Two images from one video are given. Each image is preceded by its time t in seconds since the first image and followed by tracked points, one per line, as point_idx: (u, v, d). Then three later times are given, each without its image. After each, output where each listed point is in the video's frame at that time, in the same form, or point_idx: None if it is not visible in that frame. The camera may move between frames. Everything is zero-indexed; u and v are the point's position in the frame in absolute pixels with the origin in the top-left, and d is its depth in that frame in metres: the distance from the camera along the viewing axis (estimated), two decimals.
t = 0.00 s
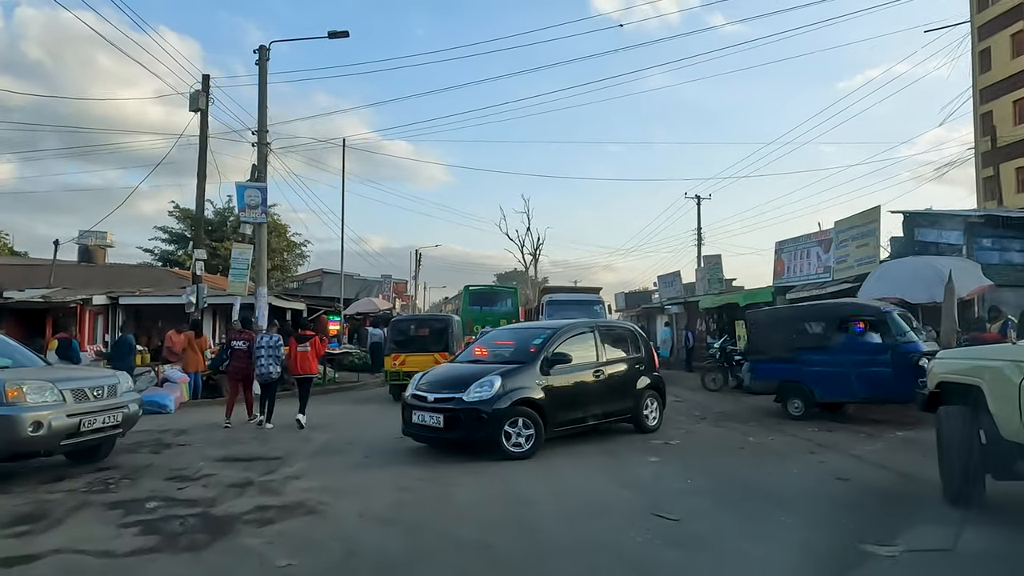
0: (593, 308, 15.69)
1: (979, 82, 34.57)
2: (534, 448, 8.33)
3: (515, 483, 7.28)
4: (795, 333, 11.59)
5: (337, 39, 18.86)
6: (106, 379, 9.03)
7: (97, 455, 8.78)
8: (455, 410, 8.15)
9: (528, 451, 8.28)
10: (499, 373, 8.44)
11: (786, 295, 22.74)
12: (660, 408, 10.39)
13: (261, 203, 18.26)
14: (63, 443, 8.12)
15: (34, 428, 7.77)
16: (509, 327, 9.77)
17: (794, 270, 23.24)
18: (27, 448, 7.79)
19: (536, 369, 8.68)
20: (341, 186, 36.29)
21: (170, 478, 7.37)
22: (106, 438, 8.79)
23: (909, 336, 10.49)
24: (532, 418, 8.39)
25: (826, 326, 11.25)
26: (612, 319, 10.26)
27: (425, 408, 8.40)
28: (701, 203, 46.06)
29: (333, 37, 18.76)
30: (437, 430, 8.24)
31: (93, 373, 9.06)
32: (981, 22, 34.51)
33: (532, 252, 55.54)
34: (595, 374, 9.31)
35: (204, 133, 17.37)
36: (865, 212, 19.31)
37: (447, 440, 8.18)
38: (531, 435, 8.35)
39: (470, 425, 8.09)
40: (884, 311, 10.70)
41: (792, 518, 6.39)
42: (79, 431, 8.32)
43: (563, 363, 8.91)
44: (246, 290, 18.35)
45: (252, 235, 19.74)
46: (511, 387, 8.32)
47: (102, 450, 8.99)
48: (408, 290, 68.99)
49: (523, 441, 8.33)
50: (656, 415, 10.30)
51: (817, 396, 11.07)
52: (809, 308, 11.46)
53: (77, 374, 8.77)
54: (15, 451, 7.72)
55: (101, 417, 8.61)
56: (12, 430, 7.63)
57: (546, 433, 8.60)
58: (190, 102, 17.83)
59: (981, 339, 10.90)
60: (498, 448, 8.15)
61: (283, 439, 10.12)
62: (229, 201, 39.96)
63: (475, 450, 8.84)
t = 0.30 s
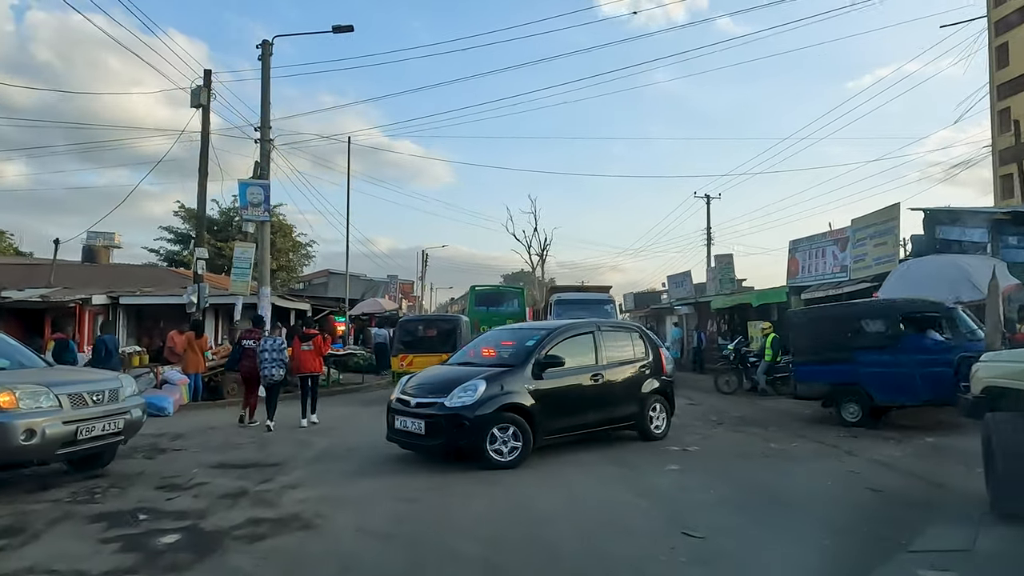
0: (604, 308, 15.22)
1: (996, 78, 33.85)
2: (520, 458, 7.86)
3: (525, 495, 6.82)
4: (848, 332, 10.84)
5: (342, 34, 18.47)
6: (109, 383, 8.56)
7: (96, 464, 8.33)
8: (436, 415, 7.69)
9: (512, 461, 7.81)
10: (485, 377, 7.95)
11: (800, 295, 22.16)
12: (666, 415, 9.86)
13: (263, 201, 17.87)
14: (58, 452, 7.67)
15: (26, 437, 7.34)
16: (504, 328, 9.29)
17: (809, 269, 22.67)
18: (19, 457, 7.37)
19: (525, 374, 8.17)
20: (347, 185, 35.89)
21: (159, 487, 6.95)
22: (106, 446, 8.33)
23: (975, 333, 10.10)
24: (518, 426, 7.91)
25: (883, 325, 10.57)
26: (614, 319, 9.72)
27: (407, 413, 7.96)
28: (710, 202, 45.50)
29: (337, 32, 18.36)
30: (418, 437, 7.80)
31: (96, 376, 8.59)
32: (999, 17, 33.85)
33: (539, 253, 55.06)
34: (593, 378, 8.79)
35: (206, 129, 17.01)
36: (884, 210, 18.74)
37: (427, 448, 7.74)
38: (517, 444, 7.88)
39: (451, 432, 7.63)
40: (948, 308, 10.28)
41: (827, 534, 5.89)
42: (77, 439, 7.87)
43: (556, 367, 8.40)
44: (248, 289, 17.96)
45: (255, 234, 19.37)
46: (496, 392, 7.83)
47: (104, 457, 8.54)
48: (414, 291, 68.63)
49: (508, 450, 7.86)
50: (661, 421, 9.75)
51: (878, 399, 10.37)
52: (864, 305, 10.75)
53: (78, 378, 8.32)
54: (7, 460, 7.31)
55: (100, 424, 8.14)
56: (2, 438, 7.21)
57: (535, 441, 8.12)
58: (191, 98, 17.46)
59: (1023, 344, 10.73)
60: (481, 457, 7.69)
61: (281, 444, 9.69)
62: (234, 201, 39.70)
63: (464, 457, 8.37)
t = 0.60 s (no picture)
0: (620, 305, 14.72)
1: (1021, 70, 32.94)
2: (505, 466, 7.37)
3: (540, 506, 6.36)
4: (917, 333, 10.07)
5: (350, 26, 18.11)
6: (112, 384, 8.03)
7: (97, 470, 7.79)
8: (414, 420, 7.27)
9: (497, 470, 7.33)
10: (469, 379, 7.48)
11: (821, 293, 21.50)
12: (678, 421, 9.20)
13: (271, 197, 17.52)
14: (55, 457, 7.13)
15: (19, 440, 6.82)
16: (500, 326, 8.80)
17: (830, 267, 22.03)
18: (13, 462, 6.86)
19: (514, 376, 7.67)
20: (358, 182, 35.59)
21: (153, 495, 6.56)
22: (109, 451, 7.78)
23: None
24: (503, 432, 7.42)
25: (958, 325, 9.91)
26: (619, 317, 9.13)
27: (389, 416, 7.55)
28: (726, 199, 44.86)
29: (346, 24, 18.00)
30: (398, 442, 7.39)
31: (99, 377, 8.07)
32: None
33: (551, 252, 54.54)
34: (590, 380, 8.24)
35: (212, 124, 16.70)
36: (910, 204, 18.10)
37: (407, 453, 7.32)
38: (502, 451, 7.40)
39: (431, 438, 7.19)
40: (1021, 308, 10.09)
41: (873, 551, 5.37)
42: (76, 443, 7.32)
43: (548, 368, 7.87)
44: (256, 287, 17.62)
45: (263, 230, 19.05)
46: (479, 396, 7.36)
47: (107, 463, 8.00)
48: (426, 290, 68.41)
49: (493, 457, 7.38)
50: (672, 428, 9.12)
51: (952, 406, 9.70)
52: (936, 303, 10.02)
53: (79, 378, 7.79)
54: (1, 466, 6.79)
55: (101, 427, 7.59)
56: None
57: (523, 447, 7.65)
58: (198, 92, 17.16)
59: None
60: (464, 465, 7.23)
61: (284, 447, 9.30)
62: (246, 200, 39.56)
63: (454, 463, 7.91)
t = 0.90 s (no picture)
0: (640, 300, 14.19)
1: None
2: (495, 473, 6.88)
3: (561, 517, 5.89)
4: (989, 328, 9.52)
5: (363, 16, 17.71)
6: (113, 384, 7.57)
7: (99, 475, 7.32)
8: (398, 423, 6.84)
9: (486, 477, 6.84)
10: (458, 380, 7.00)
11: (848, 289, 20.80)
12: (694, 425, 8.59)
13: (283, 191, 17.18)
14: (52, 460, 6.67)
15: (13, 443, 6.36)
16: (499, 324, 8.30)
17: (857, 262, 21.31)
18: (6, 466, 6.42)
19: (507, 376, 7.18)
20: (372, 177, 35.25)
21: (149, 501, 6.18)
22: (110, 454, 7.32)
23: None
24: (493, 436, 6.93)
25: None
26: (628, 314, 8.56)
27: (375, 418, 7.14)
28: (746, 194, 44.02)
29: (359, 14, 17.59)
30: (383, 445, 6.97)
31: (100, 376, 7.61)
32: None
33: (568, 248, 53.92)
34: (591, 381, 7.70)
35: (223, 117, 16.38)
36: (943, 197, 17.38)
37: (392, 458, 6.89)
38: (493, 457, 6.91)
39: (415, 442, 6.74)
40: None
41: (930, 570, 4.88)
42: (74, 447, 6.87)
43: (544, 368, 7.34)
44: (268, 283, 17.32)
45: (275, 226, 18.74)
46: (467, 398, 6.88)
47: (111, 465, 7.53)
48: (441, 287, 68.14)
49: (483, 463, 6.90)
50: (686, 432, 8.53)
51: None
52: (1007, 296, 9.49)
53: (78, 377, 7.34)
54: None
55: (101, 429, 7.13)
56: None
57: (518, 453, 7.16)
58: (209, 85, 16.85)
59: None
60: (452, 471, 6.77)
61: (291, 450, 8.92)
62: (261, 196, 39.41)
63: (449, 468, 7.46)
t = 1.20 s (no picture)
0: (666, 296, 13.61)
1: None
2: (496, 481, 6.39)
3: (587, 530, 5.40)
4: None
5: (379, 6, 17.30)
6: (118, 383, 7.11)
7: (101, 479, 6.87)
8: (394, 425, 6.38)
9: (486, 485, 6.36)
10: (458, 380, 6.51)
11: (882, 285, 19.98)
12: (718, 430, 8.01)
13: (299, 185, 16.83)
14: (48, 464, 6.22)
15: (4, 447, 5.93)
16: (507, 322, 7.81)
17: (890, 257, 20.47)
18: None
19: (513, 377, 6.68)
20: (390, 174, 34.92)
21: (146, 508, 5.79)
22: (113, 458, 6.86)
23: None
24: (495, 442, 6.43)
25: None
26: (646, 311, 8.01)
27: (371, 420, 6.69)
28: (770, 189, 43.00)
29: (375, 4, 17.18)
30: (379, 449, 6.52)
31: (104, 375, 7.16)
32: None
33: (588, 245, 53.21)
34: (603, 383, 7.17)
35: (238, 109, 16.08)
36: (984, 188, 16.56)
37: (388, 462, 6.44)
38: (495, 464, 6.42)
39: (412, 447, 6.28)
40: None
41: None
42: (72, 450, 6.42)
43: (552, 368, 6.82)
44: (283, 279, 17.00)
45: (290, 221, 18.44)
46: (468, 399, 6.38)
47: (116, 469, 7.08)
48: (460, 284, 67.80)
49: (484, 470, 6.42)
50: (709, 439, 7.94)
51: None
52: None
53: (79, 376, 6.89)
54: None
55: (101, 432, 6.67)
56: None
57: (524, 458, 6.66)
58: (224, 77, 16.57)
59: None
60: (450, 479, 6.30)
61: (300, 452, 8.51)
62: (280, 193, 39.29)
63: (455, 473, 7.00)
